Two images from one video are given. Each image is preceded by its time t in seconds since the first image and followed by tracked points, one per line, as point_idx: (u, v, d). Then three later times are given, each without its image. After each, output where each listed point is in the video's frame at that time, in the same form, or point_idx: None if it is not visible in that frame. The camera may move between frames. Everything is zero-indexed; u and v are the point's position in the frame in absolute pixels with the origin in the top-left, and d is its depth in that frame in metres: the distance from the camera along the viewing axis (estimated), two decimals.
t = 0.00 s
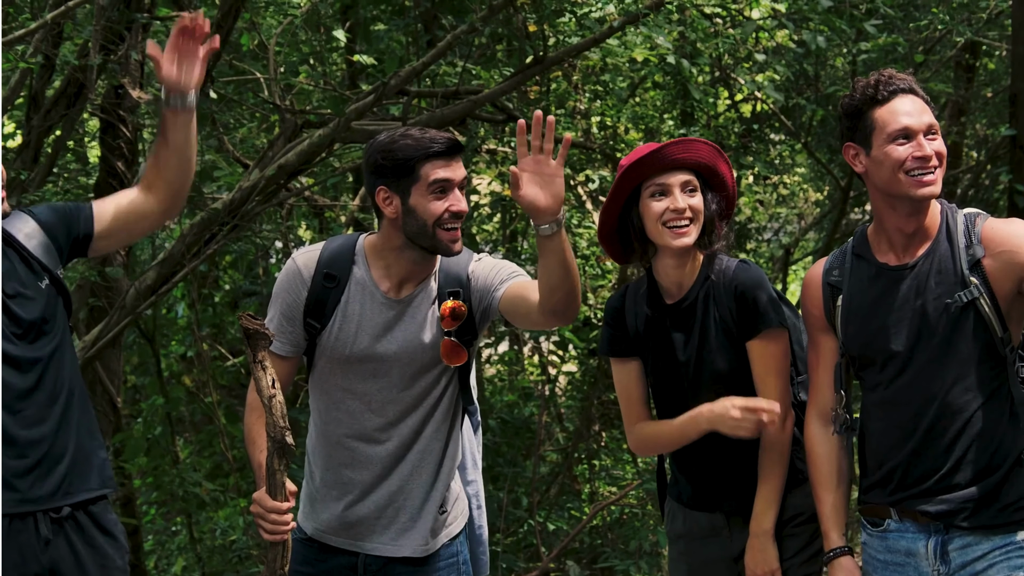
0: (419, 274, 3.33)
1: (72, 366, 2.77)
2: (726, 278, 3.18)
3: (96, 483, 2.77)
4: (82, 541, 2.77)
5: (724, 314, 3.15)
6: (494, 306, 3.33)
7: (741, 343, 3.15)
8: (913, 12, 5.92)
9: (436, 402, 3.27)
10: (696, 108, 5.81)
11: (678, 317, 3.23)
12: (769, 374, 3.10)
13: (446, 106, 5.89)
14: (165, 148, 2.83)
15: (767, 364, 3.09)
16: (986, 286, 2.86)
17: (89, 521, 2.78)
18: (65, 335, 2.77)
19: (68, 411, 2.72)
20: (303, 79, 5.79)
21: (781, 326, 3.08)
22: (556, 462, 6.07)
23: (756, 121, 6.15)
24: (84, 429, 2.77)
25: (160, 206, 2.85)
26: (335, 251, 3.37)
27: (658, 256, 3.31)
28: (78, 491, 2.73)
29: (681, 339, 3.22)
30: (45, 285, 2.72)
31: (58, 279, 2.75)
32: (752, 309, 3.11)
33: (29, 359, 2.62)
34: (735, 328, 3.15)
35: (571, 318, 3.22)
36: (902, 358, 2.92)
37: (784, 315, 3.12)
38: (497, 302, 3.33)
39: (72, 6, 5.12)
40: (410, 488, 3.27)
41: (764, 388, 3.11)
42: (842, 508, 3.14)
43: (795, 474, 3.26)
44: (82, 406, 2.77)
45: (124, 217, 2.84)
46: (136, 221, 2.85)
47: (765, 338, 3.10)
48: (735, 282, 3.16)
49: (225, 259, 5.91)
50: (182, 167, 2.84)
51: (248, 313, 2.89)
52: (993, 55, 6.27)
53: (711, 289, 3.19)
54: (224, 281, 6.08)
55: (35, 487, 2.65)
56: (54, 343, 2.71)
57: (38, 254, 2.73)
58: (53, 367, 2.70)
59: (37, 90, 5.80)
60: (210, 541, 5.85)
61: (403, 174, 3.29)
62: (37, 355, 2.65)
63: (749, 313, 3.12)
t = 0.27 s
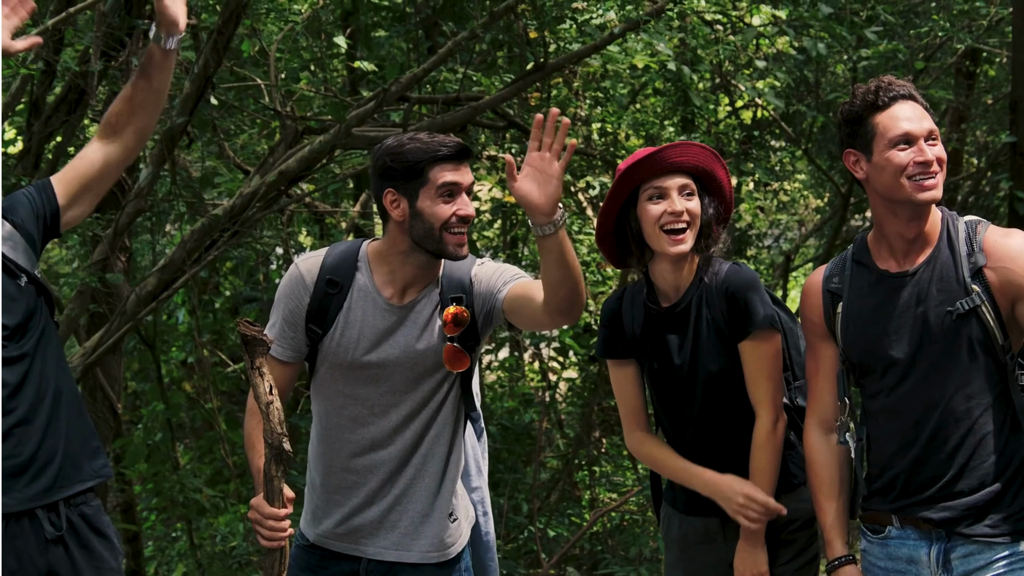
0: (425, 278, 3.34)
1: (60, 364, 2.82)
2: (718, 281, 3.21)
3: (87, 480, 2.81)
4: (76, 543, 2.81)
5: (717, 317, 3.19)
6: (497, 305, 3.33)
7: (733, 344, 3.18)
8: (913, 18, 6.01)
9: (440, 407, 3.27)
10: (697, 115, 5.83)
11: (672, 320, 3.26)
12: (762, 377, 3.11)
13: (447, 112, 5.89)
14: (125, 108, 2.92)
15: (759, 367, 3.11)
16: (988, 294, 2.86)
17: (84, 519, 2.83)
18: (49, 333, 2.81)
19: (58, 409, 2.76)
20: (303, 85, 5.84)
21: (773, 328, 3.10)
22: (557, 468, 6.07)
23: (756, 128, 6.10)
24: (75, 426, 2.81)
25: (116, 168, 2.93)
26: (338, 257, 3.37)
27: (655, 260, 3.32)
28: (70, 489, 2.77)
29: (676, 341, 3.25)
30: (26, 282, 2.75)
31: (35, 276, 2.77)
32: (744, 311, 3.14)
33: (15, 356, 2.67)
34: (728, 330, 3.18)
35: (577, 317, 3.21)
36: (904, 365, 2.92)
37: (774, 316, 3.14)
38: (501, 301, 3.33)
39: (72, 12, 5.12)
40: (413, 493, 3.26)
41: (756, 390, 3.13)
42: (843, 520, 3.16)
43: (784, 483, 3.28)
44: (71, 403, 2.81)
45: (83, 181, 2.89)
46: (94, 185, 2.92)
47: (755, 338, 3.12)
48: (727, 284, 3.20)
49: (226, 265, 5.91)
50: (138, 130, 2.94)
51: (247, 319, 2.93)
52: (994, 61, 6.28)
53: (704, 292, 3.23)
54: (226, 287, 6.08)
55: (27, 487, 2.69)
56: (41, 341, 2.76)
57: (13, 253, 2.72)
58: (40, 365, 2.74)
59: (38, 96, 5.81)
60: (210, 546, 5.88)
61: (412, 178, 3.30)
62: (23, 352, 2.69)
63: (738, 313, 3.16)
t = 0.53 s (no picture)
0: (430, 283, 3.34)
1: (47, 370, 2.82)
2: (712, 286, 3.24)
3: (78, 485, 2.81)
4: (70, 550, 2.80)
5: (710, 321, 3.20)
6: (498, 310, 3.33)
7: (727, 350, 3.19)
8: (913, 24, 6.03)
9: (442, 413, 3.27)
10: (696, 121, 5.86)
11: (666, 325, 3.26)
12: (758, 379, 3.14)
13: (447, 118, 5.89)
14: (108, 118, 2.95)
15: (752, 369, 3.14)
16: (989, 303, 2.86)
17: (76, 524, 2.82)
18: (36, 339, 2.81)
19: (47, 415, 2.77)
20: (305, 91, 5.79)
21: (765, 331, 3.13)
22: (557, 474, 6.07)
23: (756, 134, 6.13)
24: (65, 433, 2.81)
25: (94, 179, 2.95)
26: (341, 263, 3.37)
27: (651, 265, 3.35)
28: (62, 494, 2.77)
29: (670, 345, 3.26)
30: (14, 290, 2.74)
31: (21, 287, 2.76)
32: (737, 315, 3.17)
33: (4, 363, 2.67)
34: (721, 334, 3.19)
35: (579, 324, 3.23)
36: (904, 372, 2.91)
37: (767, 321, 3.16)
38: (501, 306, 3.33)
39: (73, 18, 5.13)
40: (416, 500, 3.26)
41: (749, 393, 3.15)
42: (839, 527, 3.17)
43: (775, 487, 3.28)
44: (59, 409, 2.81)
45: (60, 188, 2.91)
46: (71, 194, 2.93)
47: (748, 344, 3.14)
48: (720, 290, 3.22)
49: (226, 271, 5.91)
50: (119, 141, 2.96)
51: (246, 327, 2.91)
52: (994, 68, 6.28)
53: (698, 300, 3.24)
54: (225, 292, 6.05)
55: (19, 494, 2.69)
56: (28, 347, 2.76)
57: None
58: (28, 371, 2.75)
59: (38, 102, 5.81)
60: (210, 552, 5.81)
61: (419, 182, 3.30)
62: (10, 359, 2.70)
63: (731, 320, 3.18)
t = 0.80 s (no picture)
0: (433, 294, 3.34)
1: (38, 380, 2.82)
2: (707, 299, 3.24)
3: (68, 496, 2.81)
4: (61, 560, 2.81)
5: (705, 334, 3.21)
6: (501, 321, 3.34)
7: (723, 363, 3.20)
8: (913, 37, 6.05)
9: (444, 425, 3.27)
10: (697, 132, 5.87)
11: (660, 336, 3.29)
12: (753, 392, 3.14)
13: (448, 129, 5.89)
14: (95, 125, 2.86)
15: (749, 382, 3.14)
16: (990, 315, 2.86)
17: (65, 534, 2.83)
18: (24, 348, 2.81)
19: (37, 426, 2.77)
20: (305, 102, 5.80)
21: (759, 344, 3.13)
22: (557, 485, 6.06)
23: (756, 146, 6.12)
24: (55, 443, 2.82)
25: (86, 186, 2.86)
26: (345, 273, 3.37)
27: (646, 279, 3.34)
28: (52, 505, 2.78)
29: (665, 357, 3.28)
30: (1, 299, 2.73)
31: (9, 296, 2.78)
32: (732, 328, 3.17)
33: None
34: (716, 346, 3.20)
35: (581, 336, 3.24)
36: (905, 383, 2.91)
37: (763, 334, 3.17)
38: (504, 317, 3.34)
39: (74, 29, 5.13)
40: (417, 512, 3.25)
41: (744, 406, 3.15)
42: (834, 541, 3.15)
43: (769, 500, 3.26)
44: (49, 420, 2.82)
45: (50, 196, 2.84)
46: (63, 202, 2.85)
47: (745, 358, 3.15)
48: (717, 304, 3.22)
49: (226, 281, 5.91)
50: (110, 148, 2.87)
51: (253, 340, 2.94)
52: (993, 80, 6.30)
53: (694, 313, 3.24)
54: (225, 302, 6.03)
55: (10, 504, 2.69)
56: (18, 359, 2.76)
57: None
58: (19, 382, 2.75)
59: (39, 113, 5.81)
60: (209, 563, 5.77)
61: (424, 193, 3.30)
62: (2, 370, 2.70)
63: (727, 334, 3.19)
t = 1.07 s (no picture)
0: (435, 314, 3.33)
1: (29, 398, 2.82)
2: (705, 319, 3.24)
3: (61, 515, 2.82)
4: None
5: (702, 354, 3.21)
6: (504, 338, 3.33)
7: (721, 382, 3.20)
8: (914, 57, 6.04)
9: (445, 444, 3.27)
10: (697, 152, 5.87)
11: (659, 355, 3.30)
12: (749, 412, 3.14)
13: (448, 148, 5.88)
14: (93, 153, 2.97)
15: (746, 401, 3.13)
16: (993, 334, 2.86)
17: (54, 556, 2.81)
18: (16, 365, 2.82)
19: (28, 447, 2.77)
20: (305, 121, 5.84)
21: (755, 364, 3.12)
22: (556, 505, 6.06)
23: (756, 165, 6.16)
24: (46, 462, 2.82)
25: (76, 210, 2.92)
26: (348, 292, 3.35)
27: (643, 299, 3.35)
28: (45, 525, 2.78)
29: (663, 376, 3.29)
30: None
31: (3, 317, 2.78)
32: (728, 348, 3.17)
33: None
34: (713, 366, 3.20)
35: (586, 349, 3.22)
36: (907, 401, 2.91)
37: (760, 354, 3.16)
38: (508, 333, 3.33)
39: (76, 48, 5.13)
40: (419, 531, 3.25)
41: (742, 425, 3.15)
42: (831, 560, 3.15)
43: (766, 519, 3.25)
44: (39, 439, 2.82)
45: (46, 218, 2.86)
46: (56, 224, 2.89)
47: (741, 378, 3.13)
48: (715, 324, 3.22)
49: (227, 300, 5.91)
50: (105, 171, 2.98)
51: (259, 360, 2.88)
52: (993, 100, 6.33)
53: (691, 333, 3.25)
54: (225, 321, 6.04)
55: None
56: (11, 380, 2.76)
57: None
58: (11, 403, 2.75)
59: (40, 131, 5.81)
60: None
61: (428, 212, 3.30)
62: None
63: (724, 353, 3.18)
